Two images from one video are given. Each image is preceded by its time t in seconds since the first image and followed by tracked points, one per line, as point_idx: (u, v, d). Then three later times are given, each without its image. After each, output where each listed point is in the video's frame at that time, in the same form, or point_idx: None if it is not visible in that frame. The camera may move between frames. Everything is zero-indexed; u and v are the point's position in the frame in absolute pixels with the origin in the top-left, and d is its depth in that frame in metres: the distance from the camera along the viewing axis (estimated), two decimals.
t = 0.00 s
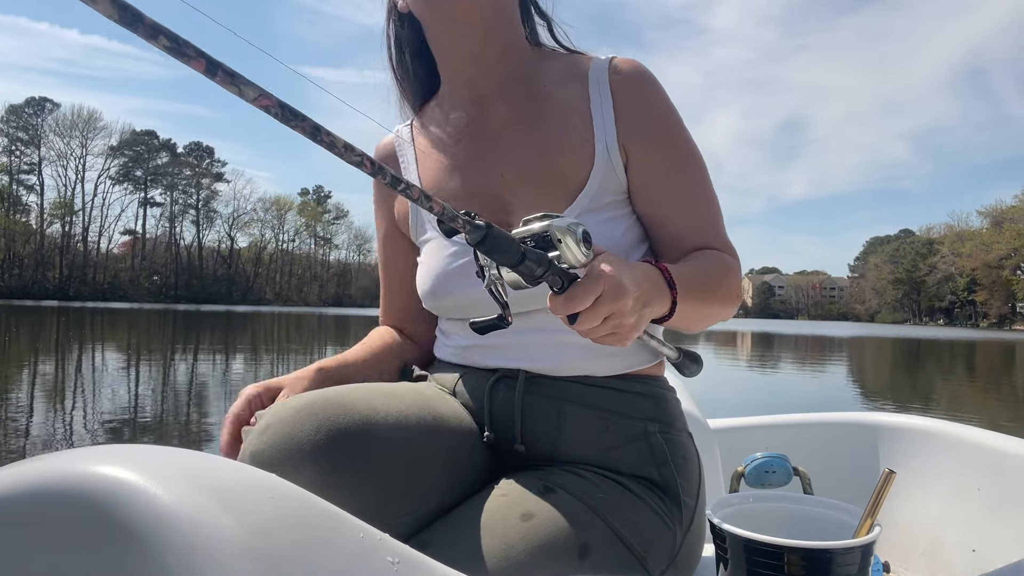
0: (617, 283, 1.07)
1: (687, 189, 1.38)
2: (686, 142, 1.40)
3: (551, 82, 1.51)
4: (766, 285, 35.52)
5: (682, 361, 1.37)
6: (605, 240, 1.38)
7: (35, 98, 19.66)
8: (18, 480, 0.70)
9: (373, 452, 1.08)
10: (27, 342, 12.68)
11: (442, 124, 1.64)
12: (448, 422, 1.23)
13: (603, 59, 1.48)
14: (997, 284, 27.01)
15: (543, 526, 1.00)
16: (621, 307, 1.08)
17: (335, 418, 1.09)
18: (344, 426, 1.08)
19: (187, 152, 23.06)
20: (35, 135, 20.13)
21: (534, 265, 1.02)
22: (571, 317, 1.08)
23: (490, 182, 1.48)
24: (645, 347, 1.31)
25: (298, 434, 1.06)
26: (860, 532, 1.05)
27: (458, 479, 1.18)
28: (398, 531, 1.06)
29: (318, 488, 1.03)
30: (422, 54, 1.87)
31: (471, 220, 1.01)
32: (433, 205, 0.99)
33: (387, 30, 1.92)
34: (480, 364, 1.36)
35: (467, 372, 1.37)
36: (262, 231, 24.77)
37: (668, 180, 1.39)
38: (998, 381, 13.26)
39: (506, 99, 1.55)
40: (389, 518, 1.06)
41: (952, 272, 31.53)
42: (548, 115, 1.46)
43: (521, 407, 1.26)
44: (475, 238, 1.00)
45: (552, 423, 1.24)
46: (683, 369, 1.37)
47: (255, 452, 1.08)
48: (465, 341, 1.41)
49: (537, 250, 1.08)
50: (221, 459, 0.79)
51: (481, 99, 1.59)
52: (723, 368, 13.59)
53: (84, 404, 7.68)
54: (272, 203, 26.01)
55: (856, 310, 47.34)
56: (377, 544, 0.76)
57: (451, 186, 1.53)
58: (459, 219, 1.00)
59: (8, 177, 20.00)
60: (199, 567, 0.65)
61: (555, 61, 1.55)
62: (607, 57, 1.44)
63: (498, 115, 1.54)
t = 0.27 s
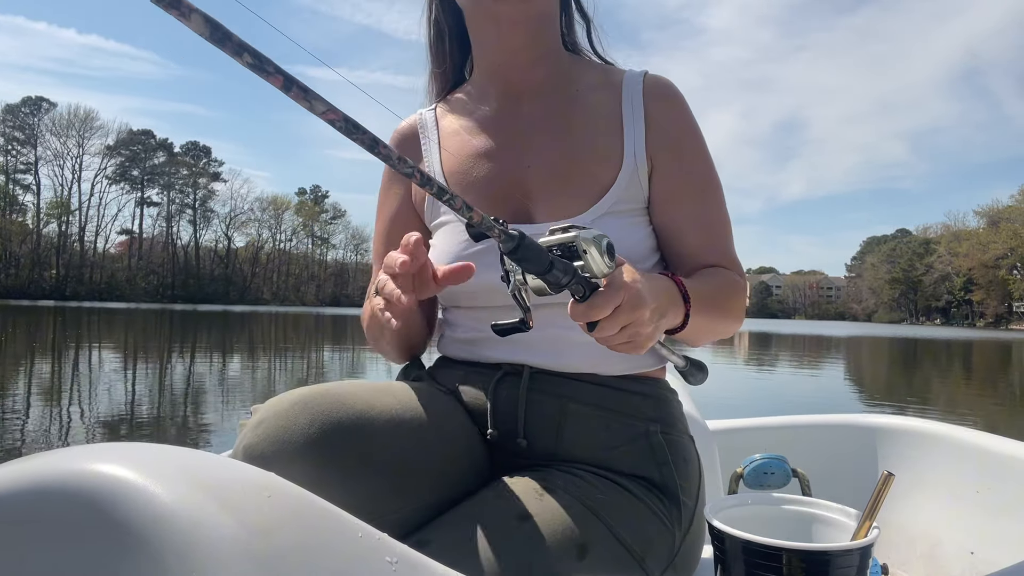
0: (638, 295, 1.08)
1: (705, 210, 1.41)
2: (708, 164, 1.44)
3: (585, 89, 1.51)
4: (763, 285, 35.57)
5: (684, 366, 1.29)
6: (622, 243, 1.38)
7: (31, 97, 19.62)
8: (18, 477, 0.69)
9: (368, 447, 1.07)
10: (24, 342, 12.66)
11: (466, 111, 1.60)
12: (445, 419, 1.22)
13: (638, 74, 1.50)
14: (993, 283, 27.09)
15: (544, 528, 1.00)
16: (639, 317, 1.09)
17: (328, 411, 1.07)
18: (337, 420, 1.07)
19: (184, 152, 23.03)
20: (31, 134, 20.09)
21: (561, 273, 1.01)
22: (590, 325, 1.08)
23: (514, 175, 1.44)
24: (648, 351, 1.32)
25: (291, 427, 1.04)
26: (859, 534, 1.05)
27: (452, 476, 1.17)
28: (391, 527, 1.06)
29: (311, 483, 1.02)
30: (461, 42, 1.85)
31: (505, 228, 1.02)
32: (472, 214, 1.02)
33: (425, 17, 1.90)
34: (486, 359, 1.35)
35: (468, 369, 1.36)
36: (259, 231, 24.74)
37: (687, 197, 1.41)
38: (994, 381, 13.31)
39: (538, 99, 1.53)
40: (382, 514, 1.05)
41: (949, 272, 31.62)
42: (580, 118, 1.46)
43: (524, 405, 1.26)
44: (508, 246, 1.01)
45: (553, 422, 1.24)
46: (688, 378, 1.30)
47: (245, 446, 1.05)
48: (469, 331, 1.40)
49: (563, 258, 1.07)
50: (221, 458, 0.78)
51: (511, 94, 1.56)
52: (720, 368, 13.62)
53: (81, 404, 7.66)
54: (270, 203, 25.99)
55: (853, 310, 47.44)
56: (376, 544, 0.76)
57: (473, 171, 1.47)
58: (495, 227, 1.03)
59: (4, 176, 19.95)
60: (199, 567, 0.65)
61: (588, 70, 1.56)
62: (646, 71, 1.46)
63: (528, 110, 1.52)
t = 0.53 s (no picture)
0: (652, 303, 1.10)
1: (720, 226, 1.44)
2: (726, 182, 1.46)
3: (614, 96, 1.51)
4: (761, 285, 35.59)
5: (695, 373, 1.27)
6: (639, 248, 1.37)
7: (27, 97, 19.55)
8: (17, 477, 0.69)
9: (366, 447, 1.07)
10: (19, 342, 12.60)
11: (490, 102, 1.57)
12: (446, 419, 1.22)
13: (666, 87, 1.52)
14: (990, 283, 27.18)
15: (545, 528, 1.00)
16: (652, 325, 1.11)
17: (326, 411, 1.07)
18: (335, 420, 1.07)
19: (181, 151, 22.98)
20: (27, 134, 20.02)
21: (578, 279, 1.02)
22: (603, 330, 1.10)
23: (537, 170, 1.42)
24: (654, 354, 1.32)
25: (288, 428, 1.04)
26: (858, 534, 1.05)
27: (450, 477, 1.17)
28: (389, 527, 1.06)
29: (310, 482, 1.01)
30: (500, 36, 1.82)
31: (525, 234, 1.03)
32: (495, 222, 1.01)
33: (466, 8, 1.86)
34: (491, 357, 1.34)
35: (472, 368, 1.35)
36: (257, 231, 24.71)
37: (705, 212, 1.43)
38: (990, 380, 13.34)
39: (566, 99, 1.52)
40: (381, 514, 1.05)
41: (946, 272, 31.72)
42: (609, 122, 1.46)
43: (529, 404, 1.26)
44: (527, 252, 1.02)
45: (556, 422, 1.24)
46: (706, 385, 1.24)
47: (243, 447, 1.05)
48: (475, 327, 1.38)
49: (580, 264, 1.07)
50: (221, 458, 0.78)
51: (538, 92, 1.55)
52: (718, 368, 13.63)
53: (77, 404, 7.64)
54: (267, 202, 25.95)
55: (850, 309, 47.52)
56: (376, 544, 0.76)
57: (497, 162, 1.44)
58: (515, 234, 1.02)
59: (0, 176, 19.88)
60: (200, 567, 0.65)
61: (616, 77, 1.57)
62: (676, 85, 1.48)
63: (554, 109, 1.51)
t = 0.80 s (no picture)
0: (650, 306, 1.10)
1: (724, 229, 1.43)
2: (731, 185, 1.46)
3: (621, 97, 1.51)
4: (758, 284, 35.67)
5: (695, 378, 1.29)
6: (638, 247, 1.36)
7: (24, 96, 19.51)
8: (17, 477, 0.69)
9: (370, 455, 1.07)
10: (16, 342, 12.58)
11: (496, 101, 1.58)
12: (448, 421, 1.22)
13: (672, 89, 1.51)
14: (986, 282, 27.31)
15: (547, 528, 1.00)
16: (649, 327, 1.12)
17: (330, 417, 1.07)
18: (338, 426, 1.06)
19: (179, 151, 22.94)
20: (24, 133, 19.96)
21: (574, 279, 1.02)
22: (600, 332, 1.11)
23: (539, 168, 1.42)
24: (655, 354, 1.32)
25: (293, 436, 1.03)
26: (859, 533, 1.05)
27: (454, 479, 1.17)
28: (395, 531, 1.05)
29: (315, 489, 1.01)
30: (514, 33, 1.81)
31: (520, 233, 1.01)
32: (489, 219, 0.99)
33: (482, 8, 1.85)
34: (495, 356, 1.34)
35: (476, 366, 1.35)
36: (254, 231, 24.68)
37: (709, 215, 1.43)
38: (986, 379, 13.41)
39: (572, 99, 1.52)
40: (386, 518, 1.05)
41: (942, 271, 31.85)
42: (614, 122, 1.46)
43: (533, 404, 1.26)
44: (522, 252, 1.00)
45: (560, 423, 1.24)
46: (699, 390, 1.29)
47: (248, 455, 1.05)
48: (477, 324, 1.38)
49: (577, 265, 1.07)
50: (221, 458, 0.78)
51: (545, 92, 1.55)
52: (715, 367, 13.66)
53: (74, 404, 7.64)
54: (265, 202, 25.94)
55: (847, 309, 47.64)
56: (377, 544, 0.76)
57: (501, 159, 1.45)
58: (509, 233, 1.00)
59: None
60: (200, 567, 0.65)
61: (624, 79, 1.57)
62: (682, 87, 1.47)
63: (560, 109, 1.51)
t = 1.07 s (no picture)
0: (646, 326, 1.11)
1: (721, 234, 1.44)
2: (729, 190, 1.46)
3: (621, 100, 1.51)
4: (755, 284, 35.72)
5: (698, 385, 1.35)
6: (634, 249, 1.36)
7: (21, 96, 19.48)
8: (16, 477, 0.68)
9: (369, 452, 1.07)
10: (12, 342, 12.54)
11: (495, 100, 1.57)
12: (447, 418, 1.22)
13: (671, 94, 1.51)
14: (983, 282, 27.40)
15: (546, 526, 1.00)
16: (646, 348, 1.12)
17: (328, 415, 1.07)
18: (338, 423, 1.06)
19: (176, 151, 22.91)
20: (20, 133, 19.93)
21: (569, 306, 1.04)
22: (598, 354, 1.11)
23: (536, 171, 1.42)
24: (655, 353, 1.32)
25: (293, 432, 1.03)
26: (858, 532, 1.05)
27: (453, 477, 1.18)
28: (395, 529, 1.06)
29: (315, 486, 1.01)
30: (516, 34, 1.81)
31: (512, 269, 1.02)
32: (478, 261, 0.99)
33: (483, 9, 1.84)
34: (493, 353, 1.34)
35: (473, 366, 1.34)
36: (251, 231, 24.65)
37: (707, 219, 1.43)
38: (983, 378, 13.45)
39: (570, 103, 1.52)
40: (385, 516, 1.06)
41: (939, 271, 31.96)
42: (613, 125, 1.46)
43: (529, 401, 1.26)
44: (516, 286, 1.02)
45: (557, 420, 1.24)
46: (703, 396, 1.37)
47: (249, 451, 1.05)
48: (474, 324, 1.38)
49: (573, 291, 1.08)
50: (221, 458, 0.78)
51: (545, 94, 1.55)
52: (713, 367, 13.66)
53: (71, 404, 7.62)
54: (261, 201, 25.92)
55: (844, 309, 47.69)
56: (377, 542, 0.76)
57: (500, 157, 1.44)
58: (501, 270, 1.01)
59: None
60: (201, 568, 0.65)
61: (624, 83, 1.57)
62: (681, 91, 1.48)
63: (559, 110, 1.51)
